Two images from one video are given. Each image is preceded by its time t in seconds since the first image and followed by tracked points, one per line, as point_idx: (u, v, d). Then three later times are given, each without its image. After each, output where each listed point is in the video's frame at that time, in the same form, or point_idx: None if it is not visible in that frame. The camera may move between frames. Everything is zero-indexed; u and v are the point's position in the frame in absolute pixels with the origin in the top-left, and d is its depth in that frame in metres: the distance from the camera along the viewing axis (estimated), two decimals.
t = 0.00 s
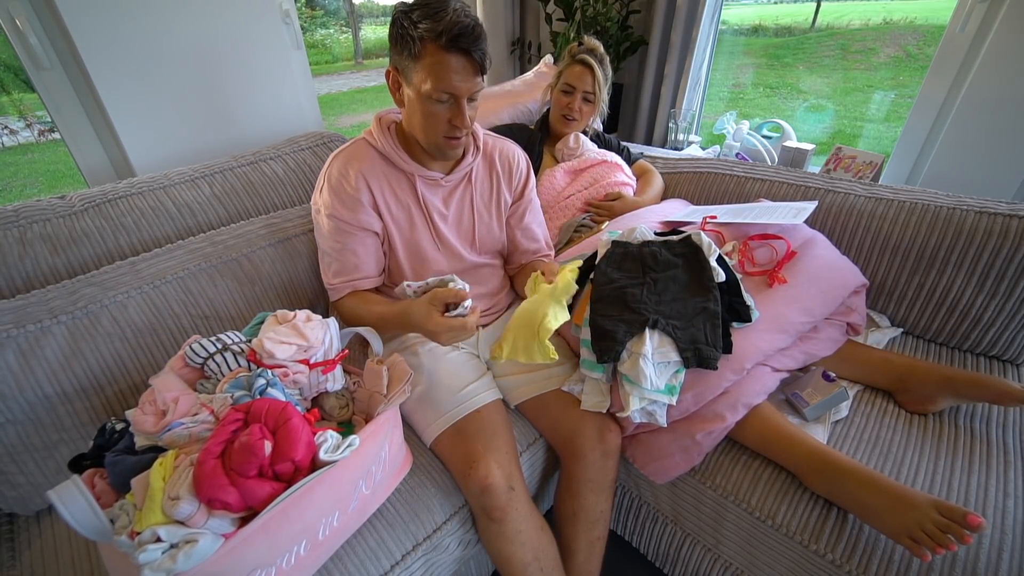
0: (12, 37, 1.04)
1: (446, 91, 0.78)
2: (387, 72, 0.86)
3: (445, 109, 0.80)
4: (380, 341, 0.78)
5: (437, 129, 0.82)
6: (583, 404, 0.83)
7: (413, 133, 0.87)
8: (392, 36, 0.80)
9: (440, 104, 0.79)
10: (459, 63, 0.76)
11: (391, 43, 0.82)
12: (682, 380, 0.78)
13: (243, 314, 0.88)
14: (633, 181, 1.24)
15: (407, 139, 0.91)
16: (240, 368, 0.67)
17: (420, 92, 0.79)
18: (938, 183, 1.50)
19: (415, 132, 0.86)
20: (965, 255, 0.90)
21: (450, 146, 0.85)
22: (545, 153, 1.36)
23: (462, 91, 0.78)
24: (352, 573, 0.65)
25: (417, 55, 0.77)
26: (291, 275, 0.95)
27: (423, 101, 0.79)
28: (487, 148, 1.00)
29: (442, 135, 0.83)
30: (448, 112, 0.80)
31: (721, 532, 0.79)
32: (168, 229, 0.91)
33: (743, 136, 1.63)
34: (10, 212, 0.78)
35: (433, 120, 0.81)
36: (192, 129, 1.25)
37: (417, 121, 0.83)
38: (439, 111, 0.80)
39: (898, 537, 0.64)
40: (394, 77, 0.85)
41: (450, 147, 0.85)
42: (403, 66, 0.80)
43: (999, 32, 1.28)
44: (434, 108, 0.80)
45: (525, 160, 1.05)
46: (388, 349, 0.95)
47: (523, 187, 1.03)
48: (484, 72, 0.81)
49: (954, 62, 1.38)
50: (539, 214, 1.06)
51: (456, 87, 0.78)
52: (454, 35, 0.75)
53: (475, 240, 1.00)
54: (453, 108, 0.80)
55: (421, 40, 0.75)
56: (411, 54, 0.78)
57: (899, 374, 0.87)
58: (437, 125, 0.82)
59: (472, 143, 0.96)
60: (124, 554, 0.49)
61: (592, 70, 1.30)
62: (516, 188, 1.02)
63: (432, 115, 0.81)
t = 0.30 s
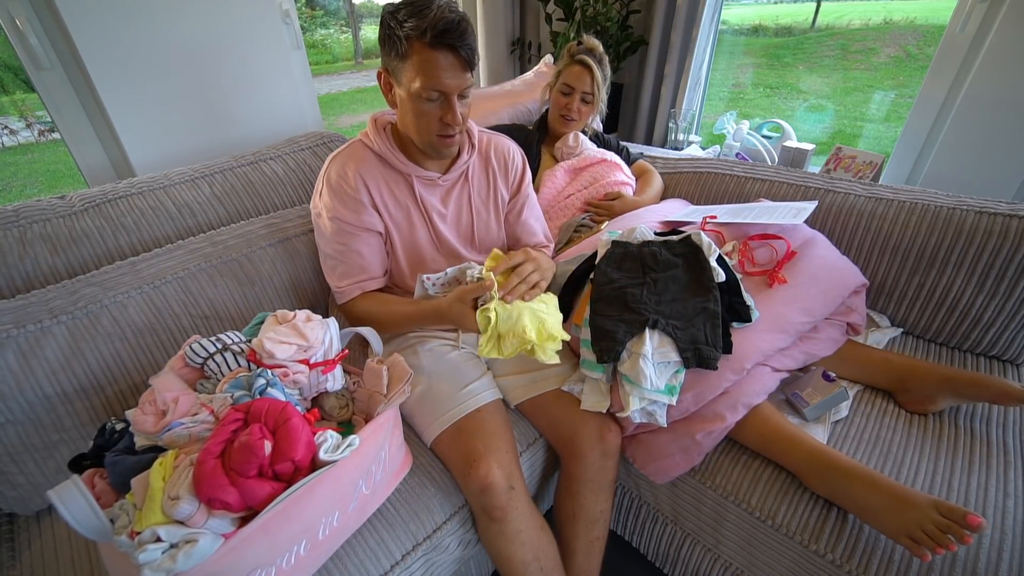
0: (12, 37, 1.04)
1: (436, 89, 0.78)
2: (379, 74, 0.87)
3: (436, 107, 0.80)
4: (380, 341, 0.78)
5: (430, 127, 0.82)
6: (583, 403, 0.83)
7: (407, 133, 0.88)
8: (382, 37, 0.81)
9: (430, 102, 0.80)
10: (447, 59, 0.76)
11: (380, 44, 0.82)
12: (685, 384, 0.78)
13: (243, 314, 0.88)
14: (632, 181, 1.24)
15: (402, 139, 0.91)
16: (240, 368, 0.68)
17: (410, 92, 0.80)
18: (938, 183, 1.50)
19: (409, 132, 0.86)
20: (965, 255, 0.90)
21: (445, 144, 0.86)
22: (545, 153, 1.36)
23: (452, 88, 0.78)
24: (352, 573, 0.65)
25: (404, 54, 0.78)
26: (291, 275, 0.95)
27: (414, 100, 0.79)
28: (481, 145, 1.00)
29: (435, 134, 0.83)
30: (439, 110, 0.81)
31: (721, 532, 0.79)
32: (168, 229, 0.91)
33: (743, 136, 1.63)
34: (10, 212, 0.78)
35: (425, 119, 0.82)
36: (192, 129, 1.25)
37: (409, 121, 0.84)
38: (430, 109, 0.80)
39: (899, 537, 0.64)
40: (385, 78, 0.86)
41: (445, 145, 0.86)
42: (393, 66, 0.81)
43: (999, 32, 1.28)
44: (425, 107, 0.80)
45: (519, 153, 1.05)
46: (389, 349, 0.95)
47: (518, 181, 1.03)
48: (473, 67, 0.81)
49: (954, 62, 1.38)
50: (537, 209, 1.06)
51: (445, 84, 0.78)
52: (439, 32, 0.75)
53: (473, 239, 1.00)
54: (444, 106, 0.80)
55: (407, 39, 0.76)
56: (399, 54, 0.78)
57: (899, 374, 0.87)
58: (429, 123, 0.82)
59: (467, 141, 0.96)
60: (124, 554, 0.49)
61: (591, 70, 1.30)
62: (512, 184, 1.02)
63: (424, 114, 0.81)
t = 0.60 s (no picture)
0: (12, 37, 1.04)
1: (432, 87, 0.78)
2: (374, 73, 0.87)
3: (433, 105, 0.80)
4: (380, 341, 0.78)
5: (427, 126, 0.82)
6: (584, 404, 0.83)
7: (404, 134, 0.88)
8: (376, 39, 0.81)
9: (427, 101, 0.80)
10: (442, 56, 0.77)
11: (375, 42, 0.82)
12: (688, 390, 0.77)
13: (244, 314, 0.88)
14: (632, 181, 1.23)
15: (400, 138, 0.90)
16: (239, 367, 0.68)
17: (407, 90, 0.80)
18: (938, 183, 1.50)
19: (406, 132, 0.86)
20: (965, 255, 0.90)
21: (442, 143, 0.86)
22: (545, 153, 1.36)
23: (448, 85, 0.79)
24: (352, 573, 0.65)
25: (399, 52, 0.77)
26: (291, 275, 0.95)
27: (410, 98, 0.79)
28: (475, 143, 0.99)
29: (432, 132, 0.83)
30: (436, 108, 0.81)
31: (721, 532, 0.79)
32: (168, 229, 0.91)
33: (743, 136, 1.63)
34: (10, 213, 0.78)
35: (422, 117, 0.81)
36: (192, 129, 1.25)
37: (406, 120, 0.84)
38: (426, 107, 0.80)
39: (898, 537, 0.64)
40: (380, 77, 0.86)
41: (443, 143, 0.86)
42: (388, 67, 0.81)
43: (999, 32, 1.28)
44: (422, 105, 0.80)
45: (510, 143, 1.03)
46: (389, 350, 0.95)
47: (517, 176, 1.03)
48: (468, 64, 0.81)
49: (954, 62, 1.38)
50: (536, 206, 1.06)
51: (442, 82, 0.78)
52: (434, 28, 0.75)
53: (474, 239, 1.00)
54: (440, 104, 0.81)
55: (402, 38, 0.76)
56: (393, 53, 0.78)
57: (900, 374, 0.87)
58: (426, 122, 0.82)
59: (463, 140, 0.96)
60: (124, 554, 0.49)
61: (590, 71, 1.30)
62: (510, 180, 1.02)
63: (420, 113, 0.81)
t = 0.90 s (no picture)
0: (12, 37, 1.04)
1: (394, 61, 0.81)
2: (349, 70, 0.93)
3: (396, 80, 0.83)
4: (377, 339, 0.78)
5: (396, 103, 0.84)
6: (583, 404, 0.84)
7: (380, 121, 0.91)
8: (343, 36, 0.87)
9: (390, 77, 0.82)
10: (399, 32, 0.80)
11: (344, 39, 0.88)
12: (688, 393, 0.77)
13: (244, 314, 0.88)
14: (633, 182, 1.23)
15: (377, 126, 0.93)
16: (240, 366, 0.68)
17: (372, 71, 0.83)
18: (938, 183, 1.50)
19: (380, 117, 0.89)
20: (965, 255, 0.90)
21: (414, 120, 0.87)
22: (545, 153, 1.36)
23: (408, 60, 0.82)
24: (352, 573, 0.65)
25: (360, 37, 0.83)
26: (291, 275, 0.95)
27: (375, 76, 0.82)
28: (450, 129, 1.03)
29: (403, 109, 0.85)
30: (400, 83, 0.83)
31: (721, 532, 0.79)
32: (168, 228, 0.91)
33: (743, 136, 1.63)
34: (10, 213, 0.78)
35: (389, 95, 0.84)
36: (192, 129, 1.25)
37: (378, 103, 0.87)
38: (392, 84, 0.83)
39: (889, 537, 0.64)
40: (354, 73, 0.93)
41: (414, 122, 0.87)
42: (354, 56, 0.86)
43: (999, 32, 1.28)
44: (387, 82, 0.83)
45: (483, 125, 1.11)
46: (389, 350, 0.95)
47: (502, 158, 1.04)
48: (426, 44, 0.85)
49: (954, 62, 1.38)
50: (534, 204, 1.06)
51: (402, 56, 0.81)
52: (386, 6, 0.80)
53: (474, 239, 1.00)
54: (405, 78, 0.83)
55: (361, 22, 0.81)
56: (358, 40, 0.83)
57: (899, 373, 0.88)
58: (394, 99, 0.84)
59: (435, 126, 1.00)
60: (121, 549, 0.49)
61: (578, 66, 1.29)
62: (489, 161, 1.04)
63: (388, 90, 0.83)
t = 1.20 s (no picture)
0: (12, 37, 1.04)
1: (394, 61, 0.80)
2: (349, 68, 0.93)
3: (396, 80, 0.82)
4: (378, 338, 0.78)
5: (396, 104, 0.84)
6: (584, 404, 0.83)
7: (381, 120, 0.90)
8: (344, 34, 0.86)
9: (390, 77, 0.82)
10: (399, 32, 0.80)
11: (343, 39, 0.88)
12: (688, 393, 0.77)
13: (244, 314, 0.88)
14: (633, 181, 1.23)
15: (378, 125, 0.93)
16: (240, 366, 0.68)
17: (372, 71, 0.82)
18: (938, 183, 1.51)
19: (380, 117, 0.89)
20: (965, 255, 0.90)
21: (413, 121, 0.87)
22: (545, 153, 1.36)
23: (409, 62, 0.81)
24: (352, 573, 0.65)
25: (360, 37, 0.82)
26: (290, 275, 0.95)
27: (375, 76, 0.81)
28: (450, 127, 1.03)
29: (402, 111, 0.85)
30: (400, 83, 0.82)
31: (721, 532, 0.79)
32: (168, 228, 0.91)
33: (743, 136, 1.63)
34: (10, 213, 0.78)
35: (389, 95, 0.84)
36: (192, 129, 1.25)
37: (378, 103, 0.86)
38: (392, 85, 0.83)
39: (889, 537, 0.64)
40: (354, 72, 0.93)
41: (413, 122, 0.87)
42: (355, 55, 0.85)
43: (999, 33, 1.28)
44: (387, 82, 0.82)
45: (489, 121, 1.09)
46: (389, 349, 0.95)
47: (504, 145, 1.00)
48: (426, 43, 0.85)
49: (954, 62, 1.38)
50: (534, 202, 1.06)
51: (402, 56, 0.80)
52: (387, 6, 0.79)
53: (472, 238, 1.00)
54: (405, 78, 0.82)
55: (361, 22, 0.80)
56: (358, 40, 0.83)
57: (899, 374, 0.87)
58: (394, 99, 0.84)
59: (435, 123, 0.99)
60: (121, 549, 0.49)
61: (577, 65, 1.29)
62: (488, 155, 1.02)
63: (388, 90, 0.83)
